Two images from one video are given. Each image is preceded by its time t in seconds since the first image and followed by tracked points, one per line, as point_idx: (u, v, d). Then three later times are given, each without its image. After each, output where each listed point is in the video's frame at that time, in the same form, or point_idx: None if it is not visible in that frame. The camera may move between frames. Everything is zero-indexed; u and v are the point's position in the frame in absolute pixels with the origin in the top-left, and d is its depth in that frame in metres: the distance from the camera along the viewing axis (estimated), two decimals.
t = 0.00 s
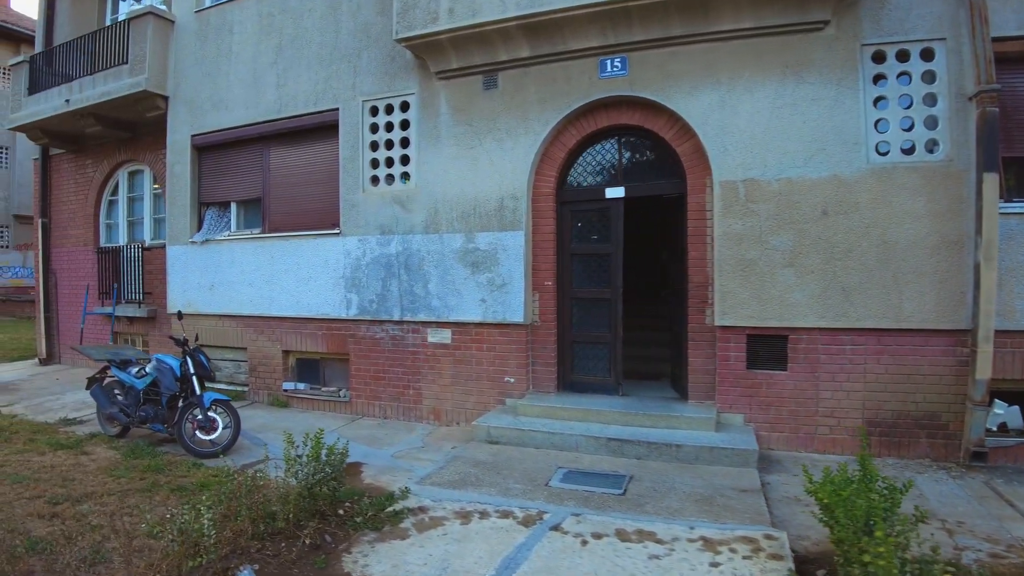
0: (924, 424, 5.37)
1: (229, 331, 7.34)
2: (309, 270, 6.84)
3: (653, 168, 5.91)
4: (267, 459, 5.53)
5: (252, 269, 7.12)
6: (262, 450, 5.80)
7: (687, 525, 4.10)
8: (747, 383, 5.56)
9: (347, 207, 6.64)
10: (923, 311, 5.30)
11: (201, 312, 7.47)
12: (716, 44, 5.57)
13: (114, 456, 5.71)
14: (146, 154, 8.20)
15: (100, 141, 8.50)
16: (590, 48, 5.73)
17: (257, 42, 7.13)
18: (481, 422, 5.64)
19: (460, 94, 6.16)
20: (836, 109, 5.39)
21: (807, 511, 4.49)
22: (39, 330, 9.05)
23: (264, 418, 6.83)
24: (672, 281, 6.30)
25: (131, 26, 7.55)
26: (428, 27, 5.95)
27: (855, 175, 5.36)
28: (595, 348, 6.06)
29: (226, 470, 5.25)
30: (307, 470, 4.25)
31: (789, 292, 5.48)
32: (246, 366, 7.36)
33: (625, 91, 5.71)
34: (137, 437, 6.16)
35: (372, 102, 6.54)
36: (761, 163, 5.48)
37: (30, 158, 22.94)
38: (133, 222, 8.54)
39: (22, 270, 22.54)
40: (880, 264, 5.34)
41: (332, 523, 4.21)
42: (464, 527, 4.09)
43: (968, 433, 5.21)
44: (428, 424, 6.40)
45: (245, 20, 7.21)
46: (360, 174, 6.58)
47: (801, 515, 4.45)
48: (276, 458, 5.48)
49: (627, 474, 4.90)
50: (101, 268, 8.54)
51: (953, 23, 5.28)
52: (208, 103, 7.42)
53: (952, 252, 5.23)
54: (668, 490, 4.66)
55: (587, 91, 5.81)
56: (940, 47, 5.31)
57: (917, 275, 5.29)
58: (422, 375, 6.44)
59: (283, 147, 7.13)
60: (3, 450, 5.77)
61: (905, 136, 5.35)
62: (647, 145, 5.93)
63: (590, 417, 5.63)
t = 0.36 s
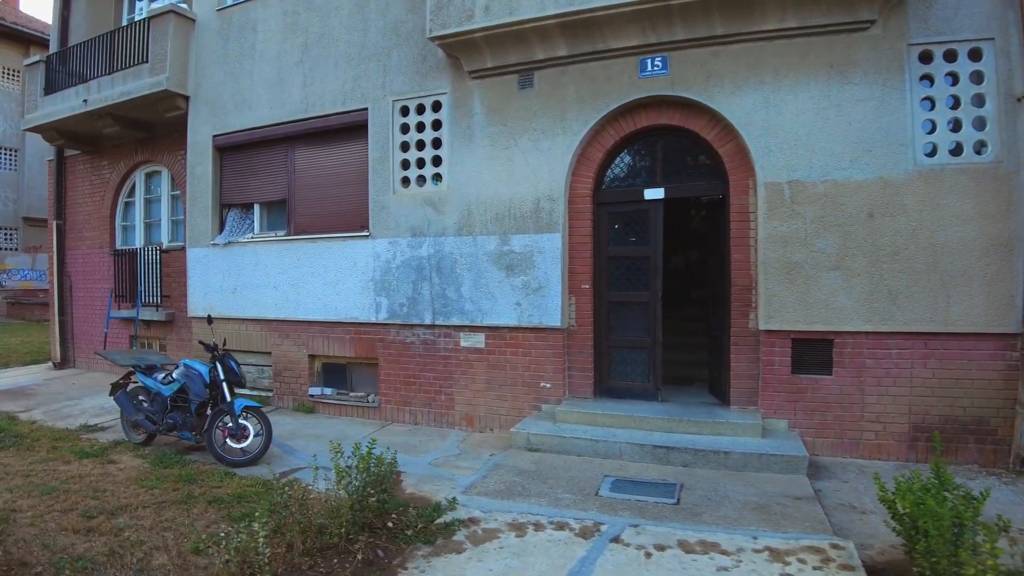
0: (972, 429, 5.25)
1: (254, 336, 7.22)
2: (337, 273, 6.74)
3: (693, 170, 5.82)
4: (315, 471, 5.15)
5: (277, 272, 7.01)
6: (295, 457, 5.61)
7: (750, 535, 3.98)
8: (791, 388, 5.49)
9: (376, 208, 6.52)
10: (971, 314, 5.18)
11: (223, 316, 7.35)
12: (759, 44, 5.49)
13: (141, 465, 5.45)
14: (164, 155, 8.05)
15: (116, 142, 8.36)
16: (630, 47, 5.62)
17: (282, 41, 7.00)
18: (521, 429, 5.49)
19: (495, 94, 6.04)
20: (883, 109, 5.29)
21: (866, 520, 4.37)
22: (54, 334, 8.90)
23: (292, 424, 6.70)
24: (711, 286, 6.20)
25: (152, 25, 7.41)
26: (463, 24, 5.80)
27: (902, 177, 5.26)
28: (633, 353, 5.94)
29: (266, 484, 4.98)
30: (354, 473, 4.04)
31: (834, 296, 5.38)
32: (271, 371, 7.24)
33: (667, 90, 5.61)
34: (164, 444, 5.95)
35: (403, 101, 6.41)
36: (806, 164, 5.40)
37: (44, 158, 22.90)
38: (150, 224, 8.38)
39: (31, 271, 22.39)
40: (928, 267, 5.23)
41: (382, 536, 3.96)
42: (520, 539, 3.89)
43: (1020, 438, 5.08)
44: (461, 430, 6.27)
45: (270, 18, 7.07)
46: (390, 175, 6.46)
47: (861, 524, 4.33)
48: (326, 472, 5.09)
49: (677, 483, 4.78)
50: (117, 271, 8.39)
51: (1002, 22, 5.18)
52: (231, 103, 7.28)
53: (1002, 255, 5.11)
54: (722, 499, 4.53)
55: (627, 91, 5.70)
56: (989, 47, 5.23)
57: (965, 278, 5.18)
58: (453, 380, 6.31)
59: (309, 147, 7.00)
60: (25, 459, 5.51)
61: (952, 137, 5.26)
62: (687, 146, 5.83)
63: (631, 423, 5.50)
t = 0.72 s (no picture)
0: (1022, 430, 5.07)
1: (273, 336, 7.04)
2: (359, 272, 6.56)
3: (730, 164, 5.67)
4: (357, 484, 4.77)
5: (296, 271, 6.84)
6: (321, 462, 5.40)
7: (813, 542, 3.84)
8: (834, 388, 5.35)
9: (401, 204, 6.33)
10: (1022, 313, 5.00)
11: (240, 315, 7.16)
12: (800, 36, 5.30)
13: (161, 472, 5.17)
14: (176, 151, 7.82)
15: (127, 138, 8.14)
16: (667, 38, 5.44)
17: (301, 32, 6.79)
18: (556, 432, 5.30)
19: (525, 86, 5.85)
20: (929, 102, 5.13)
21: (926, 525, 4.21)
22: (62, 334, 8.69)
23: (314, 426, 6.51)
24: (748, 285, 6.04)
25: (165, 17, 7.19)
26: (494, 14, 5.58)
27: (949, 172, 5.08)
28: (669, 353, 5.78)
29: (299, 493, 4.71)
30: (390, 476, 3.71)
31: (880, 293, 5.22)
32: (289, 372, 7.06)
33: (706, 83, 5.44)
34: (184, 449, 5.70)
35: (428, 94, 6.22)
36: (850, 159, 5.24)
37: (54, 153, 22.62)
38: (161, 222, 8.17)
39: (33, 271, 22.02)
40: (977, 264, 5.04)
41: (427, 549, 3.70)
42: (575, 549, 3.68)
43: None
44: (490, 433, 6.09)
45: (288, 9, 6.85)
46: (414, 170, 6.26)
47: (921, 529, 4.17)
48: (369, 486, 4.69)
49: (725, 488, 4.63)
50: (127, 270, 8.17)
51: None
52: (247, 97, 7.07)
53: None
54: (775, 505, 4.37)
55: (663, 83, 5.53)
56: None
57: (1016, 275, 4.99)
58: (481, 381, 6.13)
59: (329, 142, 6.80)
60: (38, 467, 5.22)
61: (1001, 131, 5.07)
62: (724, 140, 5.68)
63: (670, 425, 5.34)
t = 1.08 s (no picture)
0: None
1: (291, 338, 6.88)
2: (380, 272, 6.41)
3: (767, 162, 5.52)
4: (404, 500, 4.44)
5: (316, 271, 6.70)
6: (347, 471, 5.18)
7: (878, 554, 3.68)
8: (877, 392, 5.17)
9: (425, 202, 6.15)
10: None
11: (254, 317, 6.99)
12: (843, 29, 5.15)
13: (179, 482, 4.84)
14: (186, 148, 7.59)
15: (135, 135, 7.90)
16: (705, 32, 5.27)
17: (319, 26, 6.58)
18: (593, 439, 5.11)
19: (556, 80, 5.66)
20: (975, 98, 4.97)
21: (986, 534, 4.05)
22: (68, 336, 8.46)
23: (334, 432, 6.32)
24: (782, 286, 5.89)
25: (177, 10, 6.97)
26: (524, 5, 5.37)
27: (996, 169, 4.91)
28: (705, 356, 5.63)
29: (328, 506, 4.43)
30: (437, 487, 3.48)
31: (925, 294, 5.04)
32: (307, 377, 6.88)
33: (745, 78, 5.28)
34: (201, 456, 5.42)
35: (453, 89, 6.02)
36: (893, 156, 5.08)
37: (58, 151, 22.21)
38: (170, 221, 7.96)
39: (36, 271, 21.46)
40: None
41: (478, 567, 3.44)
42: (631, 565, 3.51)
43: None
44: (518, 439, 5.90)
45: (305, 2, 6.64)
46: (439, 167, 6.08)
47: (981, 538, 4.01)
48: (419, 500, 4.33)
49: (774, 496, 4.47)
50: (135, 270, 7.94)
51: None
52: (262, 92, 6.86)
53: None
54: (829, 515, 4.18)
55: (700, 78, 5.36)
56: None
57: None
58: (509, 385, 5.94)
59: (348, 139, 6.61)
60: (51, 477, 4.87)
61: None
62: (761, 137, 5.53)
63: (709, 431, 5.17)
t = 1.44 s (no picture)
0: None
1: (304, 340, 6.70)
2: (397, 273, 6.23)
3: (798, 159, 5.40)
4: (441, 510, 4.17)
5: (330, 271, 6.52)
6: (368, 478, 4.94)
7: (936, 562, 3.53)
8: (912, 394, 5.02)
9: (444, 200, 5.99)
10: None
11: (264, 319, 6.81)
12: (877, 25, 5.00)
13: (194, 492, 4.53)
14: (192, 145, 7.37)
15: (139, 132, 7.68)
16: (737, 26, 5.12)
17: (333, 19, 6.39)
18: (624, 444, 4.95)
19: (582, 75, 5.51)
20: (1013, 95, 4.81)
21: None
22: (68, 338, 8.22)
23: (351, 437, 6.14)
24: (811, 287, 5.79)
25: (185, 2, 6.76)
26: None
27: None
28: (734, 358, 5.51)
29: (354, 516, 4.15)
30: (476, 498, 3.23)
31: (962, 294, 4.90)
32: (321, 380, 6.71)
33: (778, 74, 5.14)
34: (216, 464, 5.18)
35: (475, 84, 5.87)
36: (929, 155, 4.93)
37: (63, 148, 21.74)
38: (174, 221, 7.74)
39: (31, 274, 20.89)
40: None
41: None
42: None
43: None
44: (541, 444, 5.75)
45: None
46: (460, 164, 5.92)
47: None
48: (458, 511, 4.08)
49: (816, 502, 4.32)
50: (138, 271, 7.71)
51: None
52: (273, 87, 6.65)
53: None
54: (877, 521, 4.03)
55: (732, 73, 5.22)
56: None
57: None
58: (532, 388, 5.79)
59: (363, 135, 6.44)
60: (59, 488, 4.56)
61: None
62: (792, 134, 5.41)
63: (743, 435, 5.04)
